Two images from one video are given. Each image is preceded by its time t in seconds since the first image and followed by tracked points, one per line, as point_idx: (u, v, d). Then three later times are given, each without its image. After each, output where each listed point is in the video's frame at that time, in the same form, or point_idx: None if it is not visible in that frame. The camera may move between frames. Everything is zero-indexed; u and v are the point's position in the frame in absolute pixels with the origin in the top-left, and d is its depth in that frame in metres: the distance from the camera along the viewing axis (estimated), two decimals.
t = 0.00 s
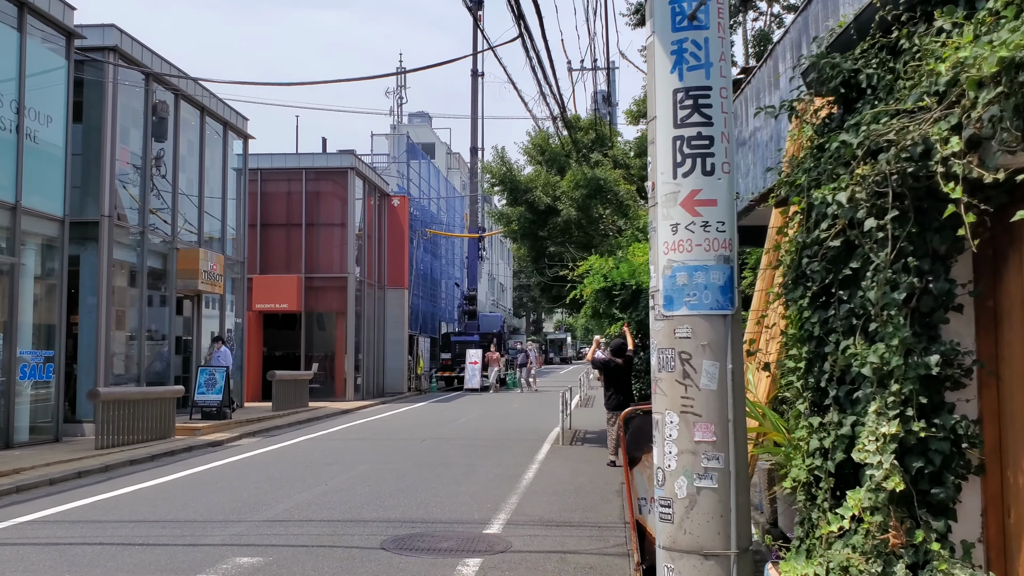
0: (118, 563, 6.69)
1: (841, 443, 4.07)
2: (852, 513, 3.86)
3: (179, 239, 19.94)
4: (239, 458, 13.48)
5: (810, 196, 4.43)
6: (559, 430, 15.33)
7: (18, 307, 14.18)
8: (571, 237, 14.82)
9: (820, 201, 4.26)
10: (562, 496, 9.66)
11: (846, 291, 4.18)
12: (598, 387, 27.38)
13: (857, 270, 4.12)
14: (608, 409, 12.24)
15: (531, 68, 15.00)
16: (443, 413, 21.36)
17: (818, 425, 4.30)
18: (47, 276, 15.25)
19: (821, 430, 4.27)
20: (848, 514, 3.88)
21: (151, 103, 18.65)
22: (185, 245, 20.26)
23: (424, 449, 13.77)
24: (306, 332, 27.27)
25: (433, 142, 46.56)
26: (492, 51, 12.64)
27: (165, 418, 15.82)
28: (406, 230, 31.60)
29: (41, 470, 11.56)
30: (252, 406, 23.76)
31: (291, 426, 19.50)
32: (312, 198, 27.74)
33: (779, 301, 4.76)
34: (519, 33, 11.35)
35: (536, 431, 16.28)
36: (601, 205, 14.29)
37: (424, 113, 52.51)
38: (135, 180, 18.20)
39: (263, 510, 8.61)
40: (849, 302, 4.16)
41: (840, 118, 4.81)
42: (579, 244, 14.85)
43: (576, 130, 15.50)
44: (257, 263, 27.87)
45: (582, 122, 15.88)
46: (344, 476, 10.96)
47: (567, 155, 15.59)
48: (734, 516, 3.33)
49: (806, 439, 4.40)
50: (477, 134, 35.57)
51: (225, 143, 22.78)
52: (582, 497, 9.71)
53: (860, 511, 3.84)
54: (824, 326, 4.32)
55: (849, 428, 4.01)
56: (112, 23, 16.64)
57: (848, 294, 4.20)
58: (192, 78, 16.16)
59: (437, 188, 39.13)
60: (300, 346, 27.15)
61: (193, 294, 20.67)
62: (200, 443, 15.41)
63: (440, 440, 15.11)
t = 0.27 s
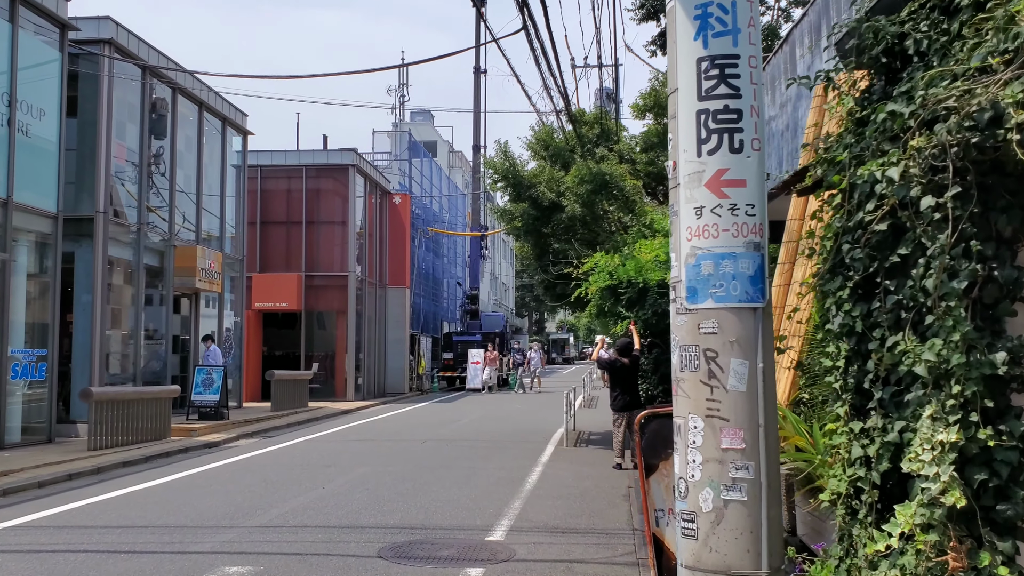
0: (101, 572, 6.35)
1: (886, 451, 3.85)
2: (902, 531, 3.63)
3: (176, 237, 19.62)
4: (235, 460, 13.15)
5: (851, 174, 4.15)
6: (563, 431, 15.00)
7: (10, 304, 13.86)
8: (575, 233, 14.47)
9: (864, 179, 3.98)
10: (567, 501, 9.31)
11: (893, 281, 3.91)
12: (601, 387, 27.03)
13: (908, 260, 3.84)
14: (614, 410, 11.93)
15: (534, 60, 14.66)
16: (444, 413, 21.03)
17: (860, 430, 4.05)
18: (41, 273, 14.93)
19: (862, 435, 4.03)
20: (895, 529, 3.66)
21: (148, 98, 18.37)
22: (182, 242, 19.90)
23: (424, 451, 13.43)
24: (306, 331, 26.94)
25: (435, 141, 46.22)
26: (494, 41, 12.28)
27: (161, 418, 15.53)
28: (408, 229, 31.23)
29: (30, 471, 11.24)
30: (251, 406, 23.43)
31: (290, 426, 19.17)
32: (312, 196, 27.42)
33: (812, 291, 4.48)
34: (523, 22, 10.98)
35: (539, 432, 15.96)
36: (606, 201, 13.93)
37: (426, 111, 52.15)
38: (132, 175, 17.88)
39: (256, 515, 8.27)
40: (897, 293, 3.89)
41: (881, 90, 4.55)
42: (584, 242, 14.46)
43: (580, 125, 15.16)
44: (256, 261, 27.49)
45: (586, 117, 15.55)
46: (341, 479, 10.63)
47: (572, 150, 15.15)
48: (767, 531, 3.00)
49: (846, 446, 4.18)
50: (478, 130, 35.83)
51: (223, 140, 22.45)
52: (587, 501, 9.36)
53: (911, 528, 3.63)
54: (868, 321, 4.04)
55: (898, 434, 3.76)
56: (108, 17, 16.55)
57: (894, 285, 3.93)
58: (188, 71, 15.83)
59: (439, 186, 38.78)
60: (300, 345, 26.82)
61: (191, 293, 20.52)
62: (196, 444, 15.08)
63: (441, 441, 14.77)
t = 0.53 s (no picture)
0: None
1: (937, 466, 3.53)
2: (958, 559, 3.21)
3: (172, 235, 19.30)
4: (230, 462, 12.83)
5: (893, 155, 3.88)
6: (566, 433, 14.66)
7: None
8: (578, 231, 14.14)
9: (916, 157, 3.72)
10: (571, 507, 8.98)
11: (944, 277, 3.63)
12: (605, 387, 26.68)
13: (963, 252, 3.56)
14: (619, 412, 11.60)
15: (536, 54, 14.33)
16: (444, 414, 20.68)
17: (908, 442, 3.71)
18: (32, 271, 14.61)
19: (910, 448, 3.74)
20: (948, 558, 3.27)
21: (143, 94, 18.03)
22: (178, 240, 19.58)
23: (424, 454, 13.10)
24: (306, 331, 26.61)
25: (437, 139, 45.90)
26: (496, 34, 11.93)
27: (155, 420, 15.26)
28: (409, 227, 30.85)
29: (18, 475, 10.90)
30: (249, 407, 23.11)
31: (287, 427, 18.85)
32: (312, 194, 27.09)
33: (847, 284, 4.21)
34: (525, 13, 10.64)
35: (542, 434, 15.62)
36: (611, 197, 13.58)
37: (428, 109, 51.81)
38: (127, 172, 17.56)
39: (247, 523, 7.93)
40: (949, 288, 3.61)
41: (927, 62, 4.15)
42: (588, 239, 14.10)
43: (584, 120, 14.82)
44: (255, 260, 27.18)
45: (591, 112, 15.22)
46: (338, 483, 10.29)
47: (575, 146, 14.86)
48: (801, 552, 2.79)
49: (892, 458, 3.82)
50: (479, 127, 35.54)
51: (221, 137, 22.14)
52: (592, 508, 9.02)
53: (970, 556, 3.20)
54: (915, 318, 3.77)
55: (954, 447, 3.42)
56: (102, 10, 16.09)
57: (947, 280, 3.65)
58: (183, 66, 15.51)
59: (441, 185, 38.43)
60: (300, 345, 26.51)
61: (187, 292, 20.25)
62: (191, 446, 14.74)
63: (440, 444, 14.46)
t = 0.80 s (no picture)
0: None
1: None
2: None
3: (168, 232, 18.88)
4: (225, 465, 12.46)
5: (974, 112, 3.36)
6: (570, 435, 14.25)
7: None
8: (583, 227, 13.71)
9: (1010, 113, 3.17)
10: (577, 514, 8.58)
11: None
12: (609, 387, 26.23)
13: None
14: (626, 412, 11.15)
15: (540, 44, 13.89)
16: (446, 414, 20.27)
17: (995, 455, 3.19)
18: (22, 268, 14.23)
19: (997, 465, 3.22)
20: None
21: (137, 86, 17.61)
22: (174, 237, 19.18)
23: (425, 457, 12.70)
24: (305, 330, 26.17)
25: (439, 136, 45.46)
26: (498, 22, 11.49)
27: (148, 420, 14.90)
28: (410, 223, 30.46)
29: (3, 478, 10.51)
30: (247, 407, 22.71)
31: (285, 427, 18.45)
32: (311, 190, 26.68)
33: (910, 267, 3.69)
34: None
35: (546, 436, 15.20)
36: (617, 191, 13.15)
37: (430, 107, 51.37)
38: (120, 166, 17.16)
39: (236, 531, 7.53)
40: None
41: None
42: (593, 234, 13.66)
43: (590, 112, 14.39)
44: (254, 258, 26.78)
45: (596, 104, 14.80)
46: (334, 488, 9.90)
47: (580, 139, 14.45)
48: None
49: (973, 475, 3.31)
50: (482, 124, 35.11)
51: (218, 132, 21.73)
52: (599, 514, 8.61)
53: None
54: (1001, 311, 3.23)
55: None
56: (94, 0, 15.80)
57: None
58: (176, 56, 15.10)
59: (443, 182, 37.99)
60: (299, 344, 26.11)
61: (183, 290, 19.88)
62: (185, 448, 14.35)
63: (442, 446, 14.07)
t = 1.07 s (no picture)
0: None
1: None
2: None
3: (165, 229, 18.60)
4: (222, 467, 12.17)
5: None
6: (576, 436, 13.96)
7: None
8: (589, 223, 13.41)
9: None
10: (586, 520, 8.27)
11: None
12: (613, 388, 25.92)
13: None
14: (634, 415, 10.86)
15: (545, 37, 13.60)
16: (449, 415, 19.97)
17: None
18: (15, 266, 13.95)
19: None
20: None
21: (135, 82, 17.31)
22: (172, 235, 18.87)
23: (427, 459, 12.40)
24: (306, 330, 25.88)
25: (441, 135, 45.15)
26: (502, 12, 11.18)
27: (145, 422, 14.62)
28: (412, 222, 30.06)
29: None
30: (247, 408, 22.41)
31: (285, 429, 18.15)
32: (312, 189, 26.39)
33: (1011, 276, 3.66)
34: None
35: (550, 437, 14.92)
36: (624, 187, 12.84)
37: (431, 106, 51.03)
38: (118, 163, 16.89)
39: (231, 539, 7.24)
40: None
41: None
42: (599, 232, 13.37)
43: (595, 107, 14.09)
44: (254, 256, 26.49)
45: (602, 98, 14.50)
46: (333, 492, 9.61)
47: (585, 134, 14.16)
48: None
49: None
50: (484, 122, 34.82)
51: (217, 129, 21.45)
52: (608, 520, 8.32)
53: None
54: None
55: None
56: None
57: None
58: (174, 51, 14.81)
59: (445, 180, 37.69)
60: (300, 344, 25.81)
61: (181, 289, 19.60)
62: (182, 450, 14.07)
63: (444, 448, 13.77)
